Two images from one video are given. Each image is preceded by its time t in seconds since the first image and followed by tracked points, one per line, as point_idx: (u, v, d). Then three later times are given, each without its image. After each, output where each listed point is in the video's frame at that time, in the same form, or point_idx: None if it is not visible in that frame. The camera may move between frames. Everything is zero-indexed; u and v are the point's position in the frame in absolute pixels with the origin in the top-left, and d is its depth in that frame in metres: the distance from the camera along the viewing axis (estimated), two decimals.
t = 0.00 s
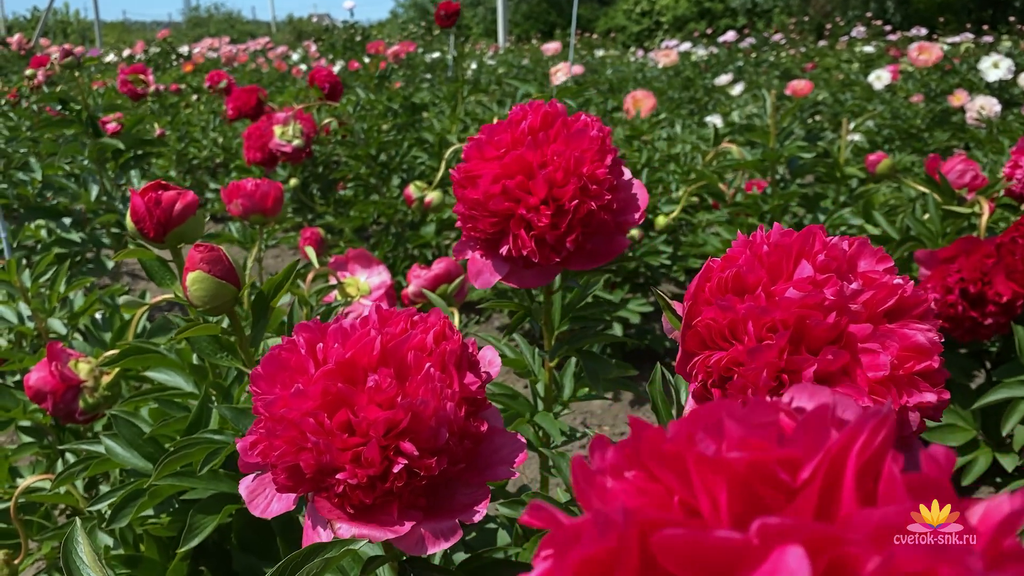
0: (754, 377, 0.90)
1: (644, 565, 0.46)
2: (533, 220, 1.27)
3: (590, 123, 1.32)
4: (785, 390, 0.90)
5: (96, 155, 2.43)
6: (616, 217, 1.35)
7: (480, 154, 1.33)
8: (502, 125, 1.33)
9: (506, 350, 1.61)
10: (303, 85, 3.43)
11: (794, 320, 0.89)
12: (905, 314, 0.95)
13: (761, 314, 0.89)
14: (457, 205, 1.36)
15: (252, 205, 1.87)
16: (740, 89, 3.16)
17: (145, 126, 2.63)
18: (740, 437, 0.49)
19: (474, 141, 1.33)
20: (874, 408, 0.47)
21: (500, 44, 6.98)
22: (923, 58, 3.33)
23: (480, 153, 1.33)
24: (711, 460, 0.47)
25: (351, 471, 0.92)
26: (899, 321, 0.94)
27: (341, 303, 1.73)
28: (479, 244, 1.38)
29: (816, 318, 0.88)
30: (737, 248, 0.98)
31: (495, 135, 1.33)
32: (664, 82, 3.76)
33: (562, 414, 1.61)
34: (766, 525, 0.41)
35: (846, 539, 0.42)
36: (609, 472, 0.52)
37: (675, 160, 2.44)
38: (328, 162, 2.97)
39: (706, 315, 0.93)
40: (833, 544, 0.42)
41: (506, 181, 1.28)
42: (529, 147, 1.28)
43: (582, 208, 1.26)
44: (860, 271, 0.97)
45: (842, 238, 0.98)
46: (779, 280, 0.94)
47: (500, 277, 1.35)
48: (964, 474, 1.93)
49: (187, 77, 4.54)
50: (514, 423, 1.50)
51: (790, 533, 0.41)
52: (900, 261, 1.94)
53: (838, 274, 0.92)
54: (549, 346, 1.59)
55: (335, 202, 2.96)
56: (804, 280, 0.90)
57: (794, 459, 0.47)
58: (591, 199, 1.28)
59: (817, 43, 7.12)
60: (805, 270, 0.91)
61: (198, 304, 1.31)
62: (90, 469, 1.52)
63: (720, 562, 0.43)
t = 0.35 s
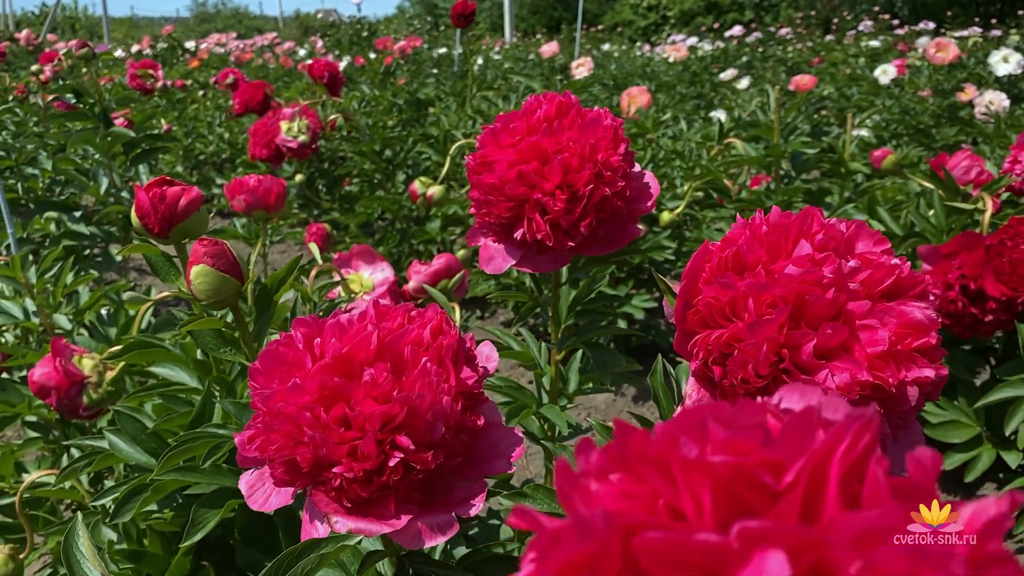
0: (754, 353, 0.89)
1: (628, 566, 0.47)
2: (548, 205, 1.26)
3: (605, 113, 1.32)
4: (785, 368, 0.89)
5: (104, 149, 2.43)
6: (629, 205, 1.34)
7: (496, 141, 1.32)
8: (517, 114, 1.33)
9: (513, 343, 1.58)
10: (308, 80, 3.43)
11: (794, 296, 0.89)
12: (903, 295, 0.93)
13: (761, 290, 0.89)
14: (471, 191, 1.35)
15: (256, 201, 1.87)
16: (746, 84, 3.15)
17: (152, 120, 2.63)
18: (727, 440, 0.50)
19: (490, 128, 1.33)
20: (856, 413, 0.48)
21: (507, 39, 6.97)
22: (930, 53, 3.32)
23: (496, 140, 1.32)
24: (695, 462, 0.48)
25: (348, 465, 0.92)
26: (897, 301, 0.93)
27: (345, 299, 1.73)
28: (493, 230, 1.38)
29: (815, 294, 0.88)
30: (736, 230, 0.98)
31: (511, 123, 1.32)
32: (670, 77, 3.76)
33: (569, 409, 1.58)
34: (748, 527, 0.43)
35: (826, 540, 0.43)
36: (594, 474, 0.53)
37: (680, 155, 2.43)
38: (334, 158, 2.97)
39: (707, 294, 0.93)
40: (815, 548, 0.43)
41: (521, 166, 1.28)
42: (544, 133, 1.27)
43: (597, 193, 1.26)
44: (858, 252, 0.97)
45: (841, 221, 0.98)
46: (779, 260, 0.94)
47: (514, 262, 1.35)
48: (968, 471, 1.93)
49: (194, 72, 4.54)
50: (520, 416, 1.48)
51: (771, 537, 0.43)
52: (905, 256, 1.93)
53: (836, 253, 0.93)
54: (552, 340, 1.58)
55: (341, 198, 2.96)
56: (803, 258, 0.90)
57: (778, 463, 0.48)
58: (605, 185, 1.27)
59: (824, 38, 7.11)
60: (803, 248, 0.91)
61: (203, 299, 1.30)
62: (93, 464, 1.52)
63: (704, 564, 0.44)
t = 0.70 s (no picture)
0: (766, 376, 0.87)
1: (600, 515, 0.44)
2: (562, 220, 1.25)
3: (621, 120, 1.29)
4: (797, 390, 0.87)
5: (109, 143, 2.43)
6: (644, 215, 1.32)
7: (508, 149, 1.30)
8: (530, 118, 1.30)
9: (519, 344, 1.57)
10: (316, 75, 3.44)
11: (808, 317, 0.87)
12: (920, 313, 0.93)
13: (775, 311, 0.87)
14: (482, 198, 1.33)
15: (259, 195, 1.86)
16: (754, 79, 3.14)
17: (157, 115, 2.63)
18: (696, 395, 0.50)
19: (502, 135, 1.30)
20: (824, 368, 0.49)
21: (514, 35, 6.96)
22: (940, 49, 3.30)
23: (508, 147, 1.29)
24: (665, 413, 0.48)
25: (344, 460, 0.92)
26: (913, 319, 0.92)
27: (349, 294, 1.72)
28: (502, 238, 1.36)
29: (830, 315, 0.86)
30: (748, 244, 0.97)
31: (523, 129, 1.29)
32: (677, 72, 3.74)
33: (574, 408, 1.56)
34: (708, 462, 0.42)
35: (791, 481, 0.42)
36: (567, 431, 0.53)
37: (687, 151, 2.42)
38: (340, 153, 2.97)
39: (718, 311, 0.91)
40: (777, 488, 0.43)
41: (534, 178, 1.25)
42: (558, 143, 1.25)
43: (612, 209, 1.24)
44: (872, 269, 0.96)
45: (857, 236, 0.97)
46: (792, 277, 0.92)
47: (525, 275, 1.33)
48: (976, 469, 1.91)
49: (201, 67, 4.54)
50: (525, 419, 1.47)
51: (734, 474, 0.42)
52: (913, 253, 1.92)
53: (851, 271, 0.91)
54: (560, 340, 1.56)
55: (347, 193, 2.96)
56: (818, 276, 0.88)
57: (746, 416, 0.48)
58: (621, 199, 1.25)
59: (834, 33, 7.09)
60: (818, 266, 0.90)
61: (203, 293, 1.30)
62: (94, 459, 1.52)
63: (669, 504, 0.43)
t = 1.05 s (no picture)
0: (738, 352, 0.89)
1: (567, 559, 0.46)
2: (536, 198, 1.25)
3: (595, 102, 1.30)
4: (770, 365, 0.89)
5: (116, 139, 2.44)
6: (620, 198, 1.33)
7: (485, 135, 1.31)
8: (507, 106, 1.32)
9: (512, 338, 1.58)
10: (324, 71, 3.44)
11: (780, 295, 0.89)
12: (896, 292, 0.93)
13: (746, 289, 0.89)
14: (461, 184, 1.34)
15: (264, 191, 1.86)
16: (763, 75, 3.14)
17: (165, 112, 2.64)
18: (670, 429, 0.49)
19: (480, 122, 1.32)
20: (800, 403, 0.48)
21: (523, 30, 6.96)
22: (949, 45, 3.29)
23: (485, 133, 1.31)
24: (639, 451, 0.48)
25: (344, 458, 0.92)
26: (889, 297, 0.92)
27: (351, 291, 1.73)
28: (484, 224, 1.37)
29: (801, 293, 0.87)
30: (726, 226, 0.97)
31: (500, 116, 1.31)
32: (686, 68, 3.74)
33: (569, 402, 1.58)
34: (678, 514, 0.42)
35: (762, 531, 0.42)
36: (541, 462, 0.52)
37: (693, 147, 2.42)
38: (346, 150, 2.97)
39: (693, 290, 0.93)
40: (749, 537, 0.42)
41: (510, 160, 1.26)
42: (532, 126, 1.26)
43: (585, 186, 1.24)
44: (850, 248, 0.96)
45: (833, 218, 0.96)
46: (768, 256, 0.93)
47: (505, 256, 1.34)
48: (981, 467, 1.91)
49: (211, 63, 4.56)
50: (519, 410, 1.49)
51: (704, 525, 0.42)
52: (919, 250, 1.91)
53: (825, 250, 0.92)
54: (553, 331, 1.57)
55: (354, 189, 2.97)
56: (789, 256, 0.90)
57: (722, 454, 0.48)
58: (594, 177, 1.25)
59: (846, 29, 7.07)
60: (790, 245, 0.91)
61: (202, 292, 1.30)
62: (98, 454, 1.53)
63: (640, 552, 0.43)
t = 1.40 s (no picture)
0: (741, 348, 0.87)
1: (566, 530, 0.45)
2: (543, 206, 1.24)
3: (604, 107, 1.28)
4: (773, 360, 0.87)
5: (124, 137, 2.44)
6: (628, 203, 1.32)
7: (492, 139, 1.30)
8: (514, 110, 1.31)
9: (517, 338, 1.57)
10: (334, 69, 3.45)
11: (782, 291, 0.87)
12: (898, 288, 0.92)
13: (749, 283, 0.87)
14: (467, 189, 1.33)
15: (269, 189, 1.86)
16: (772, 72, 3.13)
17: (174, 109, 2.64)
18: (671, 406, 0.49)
19: (486, 125, 1.30)
20: (800, 380, 0.47)
21: (533, 27, 6.96)
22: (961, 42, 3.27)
23: (492, 137, 1.30)
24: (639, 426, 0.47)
25: (337, 456, 0.91)
26: (890, 294, 0.92)
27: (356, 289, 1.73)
28: (489, 229, 1.35)
29: (804, 288, 0.86)
30: (726, 224, 0.95)
31: (507, 120, 1.30)
32: (696, 65, 3.73)
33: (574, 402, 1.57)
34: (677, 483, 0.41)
35: (762, 501, 0.41)
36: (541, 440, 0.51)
37: (701, 144, 2.41)
38: (355, 148, 2.97)
39: (695, 285, 0.90)
40: (749, 508, 0.41)
41: (517, 166, 1.25)
42: (540, 132, 1.24)
43: (593, 195, 1.23)
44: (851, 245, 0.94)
45: (834, 214, 0.95)
46: (768, 253, 0.92)
47: (511, 263, 1.33)
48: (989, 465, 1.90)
49: (222, 61, 4.57)
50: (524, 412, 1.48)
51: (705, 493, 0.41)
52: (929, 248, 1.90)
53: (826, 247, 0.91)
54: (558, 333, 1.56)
55: (362, 187, 2.97)
56: (791, 251, 0.88)
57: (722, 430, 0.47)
58: (602, 185, 1.24)
59: (857, 25, 7.07)
60: (793, 241, 0.89)
61: (203, 289, 1.30)
62: (102, 453, 1.53)
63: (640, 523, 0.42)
